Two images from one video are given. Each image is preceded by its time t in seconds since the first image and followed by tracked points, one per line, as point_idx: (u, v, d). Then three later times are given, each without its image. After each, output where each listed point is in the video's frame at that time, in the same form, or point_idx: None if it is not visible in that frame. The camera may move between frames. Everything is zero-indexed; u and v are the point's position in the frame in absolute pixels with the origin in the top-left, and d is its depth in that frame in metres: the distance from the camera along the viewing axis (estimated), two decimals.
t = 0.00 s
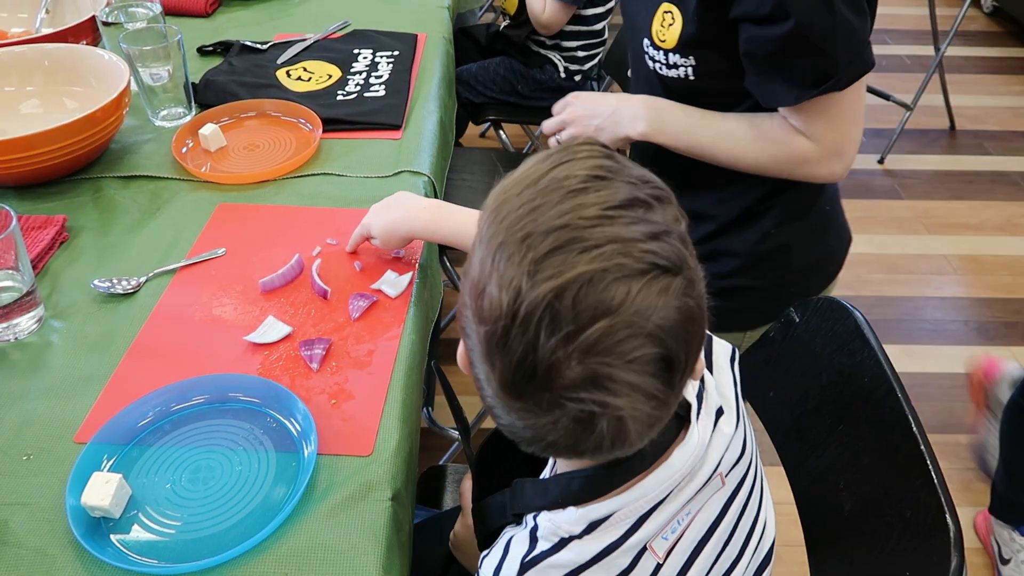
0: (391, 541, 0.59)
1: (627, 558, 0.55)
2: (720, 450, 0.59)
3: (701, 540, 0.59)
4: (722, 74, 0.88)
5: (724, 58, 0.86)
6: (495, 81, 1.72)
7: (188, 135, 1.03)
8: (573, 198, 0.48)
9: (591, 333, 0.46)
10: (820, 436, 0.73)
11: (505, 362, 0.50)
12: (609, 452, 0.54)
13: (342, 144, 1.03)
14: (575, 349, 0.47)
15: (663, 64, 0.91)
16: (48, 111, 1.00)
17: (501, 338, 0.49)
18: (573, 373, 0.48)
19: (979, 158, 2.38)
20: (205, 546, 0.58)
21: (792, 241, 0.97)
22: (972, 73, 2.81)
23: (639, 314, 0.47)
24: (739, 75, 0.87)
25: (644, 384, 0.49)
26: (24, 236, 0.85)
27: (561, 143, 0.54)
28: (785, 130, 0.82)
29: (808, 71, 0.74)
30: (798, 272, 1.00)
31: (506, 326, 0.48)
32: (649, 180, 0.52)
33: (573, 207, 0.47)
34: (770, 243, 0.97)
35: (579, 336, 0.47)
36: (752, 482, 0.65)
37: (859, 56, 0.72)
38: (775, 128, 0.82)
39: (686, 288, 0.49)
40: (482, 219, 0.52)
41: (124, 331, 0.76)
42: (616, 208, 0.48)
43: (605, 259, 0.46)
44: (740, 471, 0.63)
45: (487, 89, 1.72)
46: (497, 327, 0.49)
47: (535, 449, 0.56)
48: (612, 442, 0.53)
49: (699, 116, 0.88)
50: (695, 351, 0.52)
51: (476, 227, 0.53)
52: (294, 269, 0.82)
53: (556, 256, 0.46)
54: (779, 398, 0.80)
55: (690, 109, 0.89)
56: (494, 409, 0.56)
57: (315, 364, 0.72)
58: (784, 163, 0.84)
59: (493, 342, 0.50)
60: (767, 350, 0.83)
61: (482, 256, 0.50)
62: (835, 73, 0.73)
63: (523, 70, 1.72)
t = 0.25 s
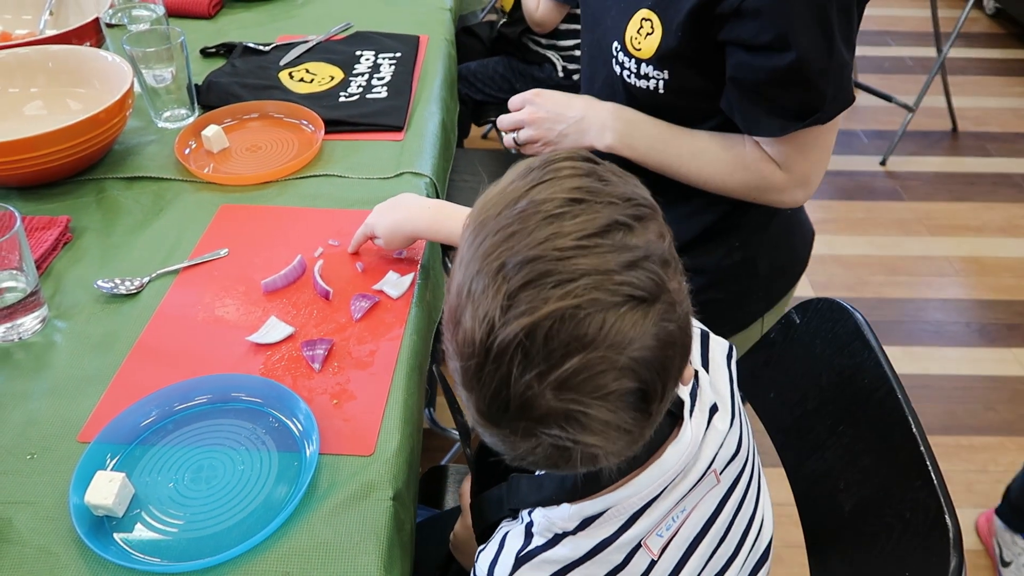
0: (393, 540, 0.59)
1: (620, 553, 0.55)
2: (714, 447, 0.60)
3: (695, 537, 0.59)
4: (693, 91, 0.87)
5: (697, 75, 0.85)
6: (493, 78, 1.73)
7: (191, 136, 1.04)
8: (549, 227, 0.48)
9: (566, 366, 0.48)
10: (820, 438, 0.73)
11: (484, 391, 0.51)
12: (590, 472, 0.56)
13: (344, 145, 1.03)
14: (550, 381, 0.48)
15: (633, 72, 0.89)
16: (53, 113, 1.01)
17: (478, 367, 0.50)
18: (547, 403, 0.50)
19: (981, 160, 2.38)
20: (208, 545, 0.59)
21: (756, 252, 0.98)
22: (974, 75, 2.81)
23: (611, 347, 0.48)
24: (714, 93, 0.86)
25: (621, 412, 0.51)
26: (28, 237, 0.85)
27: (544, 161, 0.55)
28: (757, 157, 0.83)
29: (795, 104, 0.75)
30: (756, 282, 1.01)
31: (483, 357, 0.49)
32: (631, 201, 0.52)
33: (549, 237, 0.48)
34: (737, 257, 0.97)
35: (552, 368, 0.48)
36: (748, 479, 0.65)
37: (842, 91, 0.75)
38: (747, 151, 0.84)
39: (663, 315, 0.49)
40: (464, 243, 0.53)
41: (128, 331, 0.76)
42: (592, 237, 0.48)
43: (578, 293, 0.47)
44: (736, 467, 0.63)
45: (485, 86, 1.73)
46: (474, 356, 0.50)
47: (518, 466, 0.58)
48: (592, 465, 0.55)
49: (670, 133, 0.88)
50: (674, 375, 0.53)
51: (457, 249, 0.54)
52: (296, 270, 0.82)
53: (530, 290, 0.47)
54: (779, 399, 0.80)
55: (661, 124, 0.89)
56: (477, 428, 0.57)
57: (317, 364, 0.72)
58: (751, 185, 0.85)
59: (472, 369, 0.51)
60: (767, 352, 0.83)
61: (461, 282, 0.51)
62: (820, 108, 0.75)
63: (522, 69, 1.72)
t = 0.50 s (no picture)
0: (394, 541, 0.59)
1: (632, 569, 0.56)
2: (721, 459, 0.59)
3: (705, 546, 0.59)
4: (682, 102, 0.87)
5: (684, 87, 0.85)
6: (498, 81, 1.73)
7: (194, 138, 1.04)
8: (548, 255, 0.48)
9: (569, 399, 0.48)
10: (821, 440, 0.73)
11: (488, 422, 0.51)
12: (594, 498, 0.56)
13: (346, 147, 1.04)
14: (554, 412, 0.49)
15: (620, 82, 0.89)
16: (56, 114, 1.01)
17: (482, 399, 0.50)
18: (551, 434, 0.50)
19: (983, 162, 2.38)
20: (210, 546, 0.59)
21: (742, 261, 0.98)
22: (976, 77, 2.81)
23: (615, 376, 0.48)
24: (701, 104, 0.87)
25: (624, 444, 0.51)
26: (32, 237, 0.86)
27: (539, 183, 0.54)
28: (749, 170, 0.84)
29: (787, 118, 0.76)
30: (749, 291, 1.01)
31: (486, 391, 0.50)
32: (629, 223, 0.51)
33: (548, 266, 0.48)
34: (722, 266, 0.98)
35: (555, 399, 0.48)
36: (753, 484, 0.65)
37: (834, 105, 0.76)
38: (737, 164, 0.85)
39: (666, 340, 0.50)
40: (461, 271, 0.53)
41: (131, 332, 0.76)
42: (592, 264, 0.48)
43: (580, 323, 0.47)
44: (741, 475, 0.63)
45: (489, 88, 1.73)
46: (478, 388, 0.50)
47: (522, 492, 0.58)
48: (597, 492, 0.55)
49: (660, 145, 0.88)
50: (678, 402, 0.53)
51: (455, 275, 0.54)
52: (298, 271, 0.82)
53: (530, 322, 0.47)
54: (779, 401, 0.80)
55: (650, 136, 0.89)
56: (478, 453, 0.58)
57: (319, 365, 0.72)
58: (743, 198, 0.86)
59: (474, 402, 0.51)
60: (768, 354, 0.83)
61: (461, 311, 0.51)
62: (812, 122, 0.76)
63: (528, 74, 1.73)
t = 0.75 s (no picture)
0: (398, 545, 0.60)
1: None
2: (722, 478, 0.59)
3: (694, 561, 0.59)
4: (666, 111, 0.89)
5: (661, 99, 0.87)
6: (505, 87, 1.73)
7: (199, 142, 1.04)
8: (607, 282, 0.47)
9: (581, 433, 0.48)
10: (825, 444, 0.73)
11: (494, 420, 0.52)
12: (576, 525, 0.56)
13: (351, 151, 1.04)
14: (561, 439, 0.49)
15: (603, 88, 0.91)
16: (62, 118, 1.02)
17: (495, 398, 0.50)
18: (551, 456, 0.50)
19: (986, 167, 2.38)
20: (215, 549, 0.59)
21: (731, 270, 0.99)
22: (979, 82, 2.81)
23: (634, 423, 0.47)
24: (677, 114, 0.89)
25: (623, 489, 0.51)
26: (38, 241, 0.86)
27: (635, 204, 0.52)
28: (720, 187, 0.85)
29: (756, 140, 0.76)
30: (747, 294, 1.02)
31: (503, 393, 0.50)
32: (706, 272, 0.49)
33: (601, 294, 0.47)
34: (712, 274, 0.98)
35: (565, 428, 0.48)
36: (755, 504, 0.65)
37: (808, 128, 0.76)
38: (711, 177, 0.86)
39: (695, 408, 0.49)
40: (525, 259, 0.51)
41: (136, 336, 0.77)
42: (648, 305, 0.47)
43: (618, 367, 0.46)
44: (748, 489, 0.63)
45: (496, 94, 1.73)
46: (493, 386, 0.51)
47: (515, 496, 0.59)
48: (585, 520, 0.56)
49: (639, 152, 0.91)
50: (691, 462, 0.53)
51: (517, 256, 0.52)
52: (302, 275, 0.83)
53: (569, 343, 0.46)
54: (783, 406, 0.80)
55: (629, 142, 0.91)
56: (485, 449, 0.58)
57: (323, 369, 0.72)
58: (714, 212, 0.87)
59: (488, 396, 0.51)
60: (772, 358, 0.83)
61: (506, 302, 0.50)
62: (782, 145, 0.76)
63: (536, 81, 1.73)
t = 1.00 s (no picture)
0: (399, 548, 0.59)
1: None
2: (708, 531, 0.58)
3: None
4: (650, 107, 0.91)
5: (640, 97, 0.90)
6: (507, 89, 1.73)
7: (201, 143, 1.04)
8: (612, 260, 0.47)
9: (525, 379, 0.49)
10: (829, 447, 0.73)
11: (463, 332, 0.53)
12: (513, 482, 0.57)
13: (354, 153, 1.04)
14: (506, 376, 0.50)
15: (582, 81, 0.95)
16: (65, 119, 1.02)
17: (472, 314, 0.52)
18: (499, 393, 0.51)
19: (988, 170, 2.37)
20: (216, 550, 0.59)
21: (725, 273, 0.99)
22: (982, 85, 2.80)
23: (579, 391, 0.47)
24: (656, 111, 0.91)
25: (556, 455, 0.51)
26: (40, 241, 0.86)
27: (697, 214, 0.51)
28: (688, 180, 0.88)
29: (725, 139, 0.79)
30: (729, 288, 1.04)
31: (474, 319, 0.51)
32: (723, 293, 0.49)
33: (596, 267, 0.47)
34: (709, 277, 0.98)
35: (513, 369, 0.49)
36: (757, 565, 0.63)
37: (774, 132, 0.79)
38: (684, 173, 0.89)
39: (642, 413, 0.48)
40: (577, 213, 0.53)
41: (138, 337, 0.77)
42: (635, 293, 0.47)
43: (581, 334, 0.46)
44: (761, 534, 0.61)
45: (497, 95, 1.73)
46: (470, 310, 0.52)
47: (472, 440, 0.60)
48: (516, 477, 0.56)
49: (616, 145, 0.93)
50: (637, 468, 0.52)
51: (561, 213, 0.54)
52: (305, 276, 0.82)
53: (549, 293, 0.47)
54: (786, 408, 0.80)
55: (607, 134, 0.94)
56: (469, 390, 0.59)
57: (325, 371, 0.72)
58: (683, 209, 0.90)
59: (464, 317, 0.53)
60: (775, 360, 0.83)
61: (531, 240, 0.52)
62: (751, 144, 0.78)
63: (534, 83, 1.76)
